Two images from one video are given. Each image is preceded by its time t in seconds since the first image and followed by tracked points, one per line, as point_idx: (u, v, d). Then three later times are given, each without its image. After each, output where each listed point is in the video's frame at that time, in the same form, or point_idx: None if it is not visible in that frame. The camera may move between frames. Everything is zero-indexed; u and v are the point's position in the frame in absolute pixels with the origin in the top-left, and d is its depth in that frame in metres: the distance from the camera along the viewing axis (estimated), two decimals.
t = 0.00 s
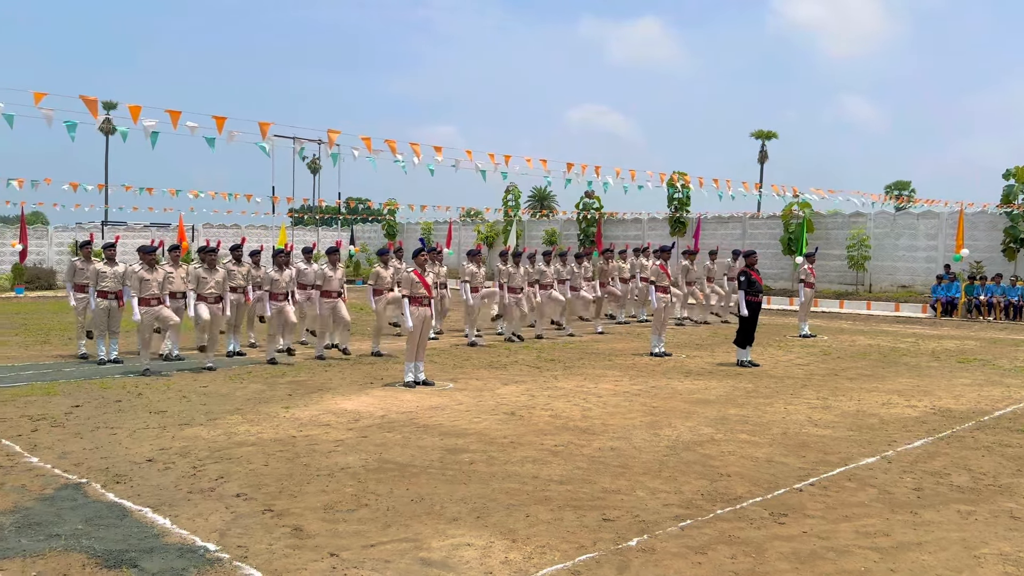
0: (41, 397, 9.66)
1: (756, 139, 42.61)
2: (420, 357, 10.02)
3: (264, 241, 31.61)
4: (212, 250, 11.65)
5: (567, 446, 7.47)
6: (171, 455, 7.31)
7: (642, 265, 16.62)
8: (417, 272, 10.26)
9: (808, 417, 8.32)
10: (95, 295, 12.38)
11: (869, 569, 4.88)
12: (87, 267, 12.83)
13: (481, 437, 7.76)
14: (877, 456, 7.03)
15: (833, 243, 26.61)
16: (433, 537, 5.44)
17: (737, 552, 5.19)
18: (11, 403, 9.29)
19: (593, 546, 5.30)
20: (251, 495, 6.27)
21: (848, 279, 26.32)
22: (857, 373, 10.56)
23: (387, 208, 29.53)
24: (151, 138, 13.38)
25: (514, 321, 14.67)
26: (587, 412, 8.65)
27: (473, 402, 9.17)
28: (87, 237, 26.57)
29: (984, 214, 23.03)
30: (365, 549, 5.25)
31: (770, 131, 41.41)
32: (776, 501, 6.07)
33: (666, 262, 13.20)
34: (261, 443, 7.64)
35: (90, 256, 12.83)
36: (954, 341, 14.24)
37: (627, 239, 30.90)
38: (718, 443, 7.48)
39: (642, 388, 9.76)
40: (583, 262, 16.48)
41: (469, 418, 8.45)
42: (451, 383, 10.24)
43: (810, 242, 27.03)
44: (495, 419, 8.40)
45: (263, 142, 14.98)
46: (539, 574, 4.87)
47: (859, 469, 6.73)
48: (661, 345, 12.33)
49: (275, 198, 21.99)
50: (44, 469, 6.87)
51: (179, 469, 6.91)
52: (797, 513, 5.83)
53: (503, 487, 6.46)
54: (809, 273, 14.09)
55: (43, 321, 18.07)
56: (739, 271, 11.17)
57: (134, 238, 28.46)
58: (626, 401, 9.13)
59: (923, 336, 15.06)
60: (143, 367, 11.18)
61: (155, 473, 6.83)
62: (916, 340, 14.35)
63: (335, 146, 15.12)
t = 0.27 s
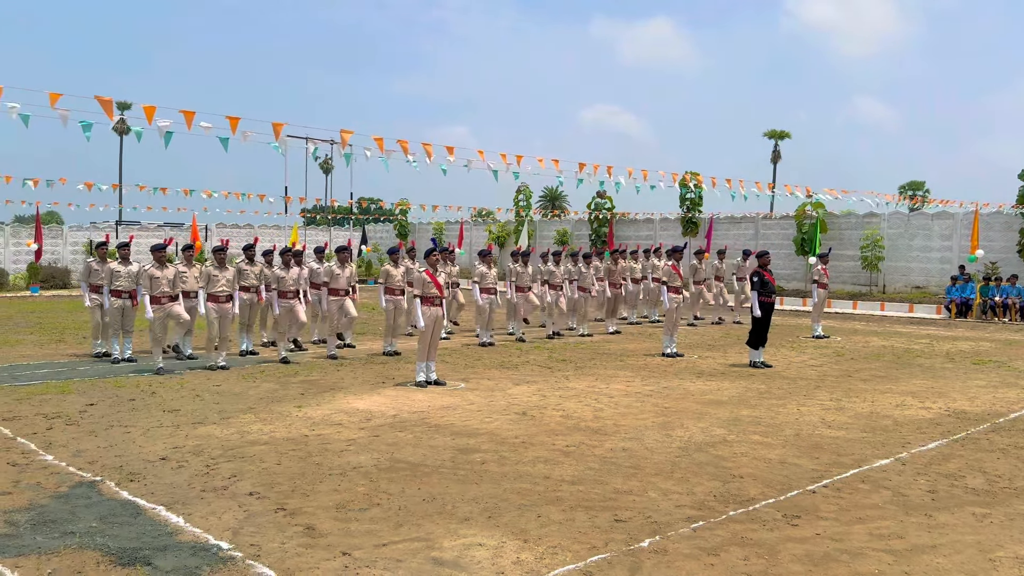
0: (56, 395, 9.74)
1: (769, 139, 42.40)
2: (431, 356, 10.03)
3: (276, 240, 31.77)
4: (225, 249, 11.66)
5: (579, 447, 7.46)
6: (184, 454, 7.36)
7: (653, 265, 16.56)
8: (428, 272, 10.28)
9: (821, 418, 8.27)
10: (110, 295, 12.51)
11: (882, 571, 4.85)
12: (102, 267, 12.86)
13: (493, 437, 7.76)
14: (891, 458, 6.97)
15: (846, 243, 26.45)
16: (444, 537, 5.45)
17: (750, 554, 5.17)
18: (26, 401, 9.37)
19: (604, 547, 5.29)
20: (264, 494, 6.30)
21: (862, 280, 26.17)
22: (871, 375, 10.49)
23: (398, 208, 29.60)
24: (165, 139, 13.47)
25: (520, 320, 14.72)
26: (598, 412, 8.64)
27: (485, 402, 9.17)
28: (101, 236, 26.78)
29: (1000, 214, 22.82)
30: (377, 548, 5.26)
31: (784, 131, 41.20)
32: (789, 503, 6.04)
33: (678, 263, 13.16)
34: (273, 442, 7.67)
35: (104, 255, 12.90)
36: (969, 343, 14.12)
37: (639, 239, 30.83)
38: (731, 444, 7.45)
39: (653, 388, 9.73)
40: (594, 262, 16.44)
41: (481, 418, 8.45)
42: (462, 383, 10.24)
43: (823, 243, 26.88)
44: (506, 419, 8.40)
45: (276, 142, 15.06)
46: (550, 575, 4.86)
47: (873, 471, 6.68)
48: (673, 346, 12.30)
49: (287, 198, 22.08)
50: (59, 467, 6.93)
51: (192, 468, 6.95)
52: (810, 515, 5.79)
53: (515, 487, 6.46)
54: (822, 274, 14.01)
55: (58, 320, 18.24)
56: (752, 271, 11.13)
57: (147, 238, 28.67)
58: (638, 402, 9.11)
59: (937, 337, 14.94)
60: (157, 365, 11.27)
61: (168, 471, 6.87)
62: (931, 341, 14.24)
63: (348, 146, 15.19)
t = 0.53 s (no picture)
0: (73, 393, 9.83)
1: (784, 139, 42.12)
2: (445, 356, 10.03)
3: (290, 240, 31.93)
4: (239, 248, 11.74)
5: (592, 447, 7.45)
6: (200, 452, 7.40)
7: (667, 265, 16.53)
8: (442, 272, 10.29)
9: (836, 420, 8.22)
10: (125, 293, 12.62)
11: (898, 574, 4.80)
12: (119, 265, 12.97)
13: (506, 437, 7.76)
14: (906, 460, 6.92)
15: (862, 243, 26.27)
16: (458, 537, 5.45)
17: (764, 555, 5.14)
18: (44, 399, 9.47)
19: (618, 548, 5.28)
20: (278, 492, 6.33)
21: (877, 280, 25.98)
22: (886, 376, 10.40)
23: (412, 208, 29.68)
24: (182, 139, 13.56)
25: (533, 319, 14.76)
26: (612, 413, 8.61)
27: (498, 401, 9.17)
28: (117, 236, 27.03)
29: (1018, 214, 22.58)
30: (391, 547, 5.27)
31: (799, 131, 40.94)
32: (803, 505, 6.00)
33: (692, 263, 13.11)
34: (288, 440, 7.71)
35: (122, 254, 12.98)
36: (985, 344, 13.98)
37: (652, 239, 30.74)
38: (745, 446, 7.41)
39: (667, 389, 9.70)
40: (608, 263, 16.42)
41: (494, 418, 8.45)
42: (475, 383, 10.24)
43: (839, 243, 26.70)
44: (519, 419, 8.39)
45: (291, 142, 15.14)
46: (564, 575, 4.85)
47: (888, 472, 6.62)
48: (687, 346, 12.25)
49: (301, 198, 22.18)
50: (75, 465, 6.99)
51: (207, 466, 6.99)
52: (825, 517, 5.75)
53: (528, 487, 6.45)
54: (838, 274, 13.90)
55: (75, 319, 18.41)
56: (766, 272, 11.07)
57: (163, 237, 28.89)
58: (651, 402, 9.08)
59: (953, 339, 14.79)
60: (172, 363, 11.34)
61: (183, 470, 6.92)
62: (947, 343, 14.11)
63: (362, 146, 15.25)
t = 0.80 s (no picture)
0: (92, 391, 9.93)
1: (800, 138, 41.82)
2: (459, 356, 10.05)
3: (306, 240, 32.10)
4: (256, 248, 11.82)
5: (607, 448, 7.44)
6: (217, 450, 7.46)
7: (682, 266, 16.47)
8: (457, 272, 10.31)
9: (853, 421, 8.16)
10: (143, 292, 12.70)
11: None
12: (136, 265, 13.12)
13: (521, 437, 7.77)
14: (925, 462, 6.86)
15: (880, 243, 26.05)
16: (473, 536, 5.46)
17: (781, 557, 5.11)
18: (63, 397, 9.57)
19: (633, 548, 5.27)
20: (295, 491, 6.37)
21: (895, 280, 25.76)
22: (904, 377, 10.31)
23: (426, 208, 29.75)
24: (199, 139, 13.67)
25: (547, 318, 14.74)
26: (627, 414, 8.60)
27: (513, 401, 9.18)
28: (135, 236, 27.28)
29: None
30: (407, 546, 5.29)
31: (815, 131, 40.62)
32: (820, 506, 5.97)
33: (708, 263, 13.05)
34: (304, 439, 7.75)
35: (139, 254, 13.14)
36: (1005, 345, 13.82)
37: (667, 239, 30.63)
38: (762, 447, 7.37)
39: (683, 390, 9.67)
40: (622, 263, 16.38)
41: (509, 418, 8.46)
42: (490, 383, 10.25)
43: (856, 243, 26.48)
44: (534, 419, 8.39)
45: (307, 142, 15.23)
46: None
47: (906, 475, 6.57)
48: (702, 347, 12.20)
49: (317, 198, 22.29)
50: (94, 463, 7.06)
51: (224, 464, 7.05)
52: (842, 518, 5.72)
53: (543, 487, 6.45)
54: (855, 275, 13.79)
55: (94, 318, 18.61)
56: (783, 272, 11.00)
57: (180, 237, 29.13)
58: (667, 403, 9.05)
59: (973, 340, 14.63)
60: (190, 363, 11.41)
61: (201, 468, 6.98)
62: (966, 344, 13.96)
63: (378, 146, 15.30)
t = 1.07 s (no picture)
0: (112, 390, 10.04)
1: (819, 137, 41.49)
2: (476, 356, 10.05)
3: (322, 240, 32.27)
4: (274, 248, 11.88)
5: (624, 448, 7.42)
6: (235, 448, 7.52)
7: (699, 265, 16.40)
8: (473, 272, 10.33)
9: (873, 423, 8.08)
10: (163, 292, 12.81)
11: None
12: (155, 265, 13.25)
13: (537, 437, 7.76)
14: (945, 464, 6.79)
15: (899, 243, 25.80)
16: (489, 536, 5.47)
17: (800, 559, 5.08)
18: (84, 395, 9.68)
19: (651, 549, 5.25)
20: (312, 489, 6.40)
21: (915, 281, 25.50)
22: (924, 378, 10.20)
23: (442, 208, 29.81)
24: (218, 140, 13.78)
25: (563, 318, 14.74)
26: (644, 414, 8.57)
27: (529, 401, 9.17)
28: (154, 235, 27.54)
29: None
30: (423, 545, 5.30)
31: (834, 130, 40.27)
32: (839, 508, 5.92)
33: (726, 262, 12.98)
34: (321, 438, 7.79)
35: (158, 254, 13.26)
36: None
37: (684, 239, 30.50)
38: (780, 448, 7.33)
39: (700, 390, 9.63)
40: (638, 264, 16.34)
41: (525, 418, 8.45)
42: (506, 382, 10.25)
43: (875, 243, 26.24)
44: (550, 419, 8.39)
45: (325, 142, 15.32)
46: None
47: (926, 476, 6.50)
48: (719, 347, 12.14)
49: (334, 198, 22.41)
50: (114, 460, 7.14)
51: (243, 462, 7.10)
52: (862, 520, 5.67)
53: (560, 487, 6.45)
54: (874, 275, 13.66)
55: (114, 317, 18.81)
56: (801, 271, 10.93)
57: (198, 237, 29.37)
58: (684, 403, 9.01)
59: (994, 341, 14.46)
60: (208, 361, 11.52)
61: (219, 465, 7.03)
62: (987, 345, 13.79)
63: (394, 146, 15.35)
